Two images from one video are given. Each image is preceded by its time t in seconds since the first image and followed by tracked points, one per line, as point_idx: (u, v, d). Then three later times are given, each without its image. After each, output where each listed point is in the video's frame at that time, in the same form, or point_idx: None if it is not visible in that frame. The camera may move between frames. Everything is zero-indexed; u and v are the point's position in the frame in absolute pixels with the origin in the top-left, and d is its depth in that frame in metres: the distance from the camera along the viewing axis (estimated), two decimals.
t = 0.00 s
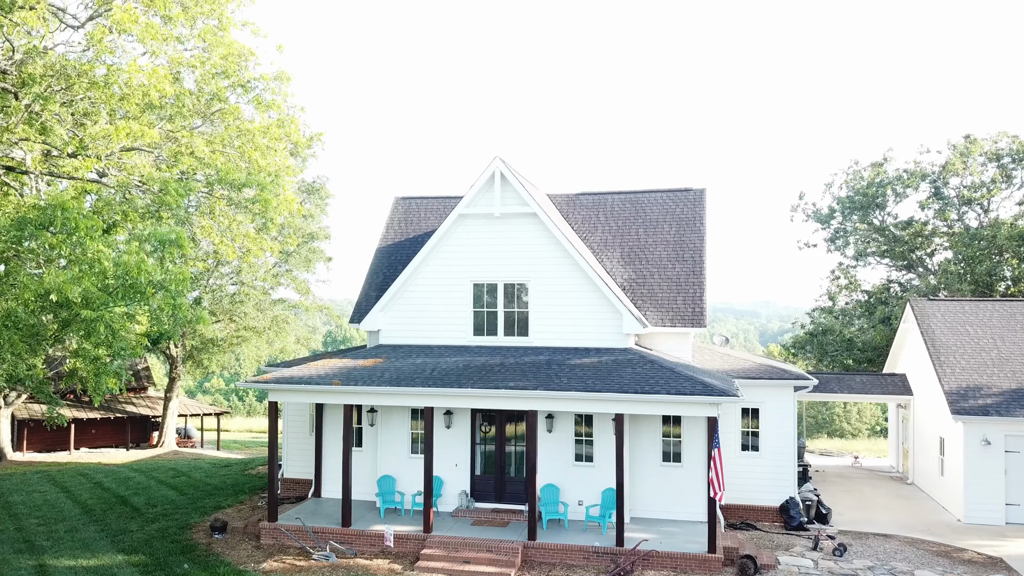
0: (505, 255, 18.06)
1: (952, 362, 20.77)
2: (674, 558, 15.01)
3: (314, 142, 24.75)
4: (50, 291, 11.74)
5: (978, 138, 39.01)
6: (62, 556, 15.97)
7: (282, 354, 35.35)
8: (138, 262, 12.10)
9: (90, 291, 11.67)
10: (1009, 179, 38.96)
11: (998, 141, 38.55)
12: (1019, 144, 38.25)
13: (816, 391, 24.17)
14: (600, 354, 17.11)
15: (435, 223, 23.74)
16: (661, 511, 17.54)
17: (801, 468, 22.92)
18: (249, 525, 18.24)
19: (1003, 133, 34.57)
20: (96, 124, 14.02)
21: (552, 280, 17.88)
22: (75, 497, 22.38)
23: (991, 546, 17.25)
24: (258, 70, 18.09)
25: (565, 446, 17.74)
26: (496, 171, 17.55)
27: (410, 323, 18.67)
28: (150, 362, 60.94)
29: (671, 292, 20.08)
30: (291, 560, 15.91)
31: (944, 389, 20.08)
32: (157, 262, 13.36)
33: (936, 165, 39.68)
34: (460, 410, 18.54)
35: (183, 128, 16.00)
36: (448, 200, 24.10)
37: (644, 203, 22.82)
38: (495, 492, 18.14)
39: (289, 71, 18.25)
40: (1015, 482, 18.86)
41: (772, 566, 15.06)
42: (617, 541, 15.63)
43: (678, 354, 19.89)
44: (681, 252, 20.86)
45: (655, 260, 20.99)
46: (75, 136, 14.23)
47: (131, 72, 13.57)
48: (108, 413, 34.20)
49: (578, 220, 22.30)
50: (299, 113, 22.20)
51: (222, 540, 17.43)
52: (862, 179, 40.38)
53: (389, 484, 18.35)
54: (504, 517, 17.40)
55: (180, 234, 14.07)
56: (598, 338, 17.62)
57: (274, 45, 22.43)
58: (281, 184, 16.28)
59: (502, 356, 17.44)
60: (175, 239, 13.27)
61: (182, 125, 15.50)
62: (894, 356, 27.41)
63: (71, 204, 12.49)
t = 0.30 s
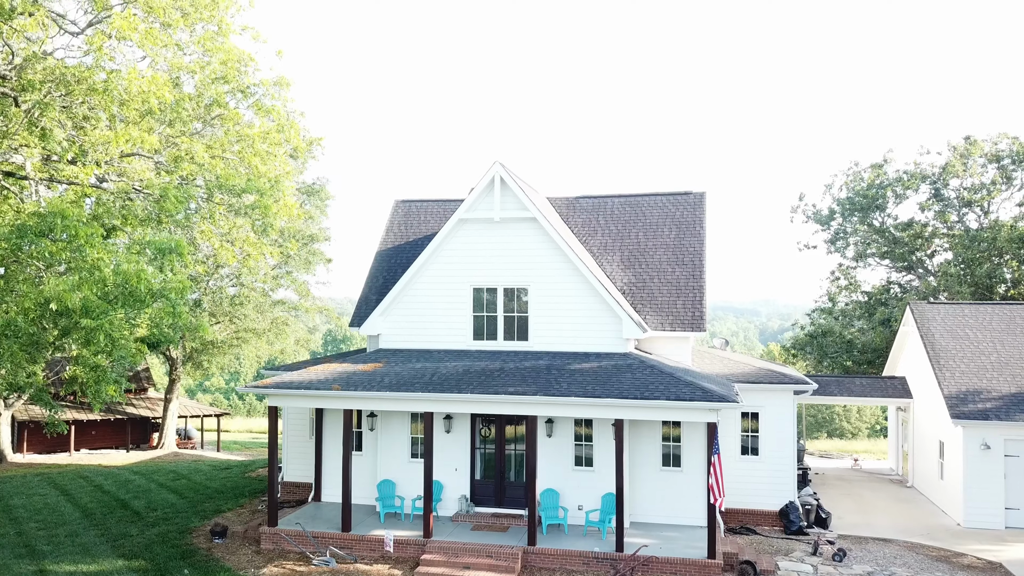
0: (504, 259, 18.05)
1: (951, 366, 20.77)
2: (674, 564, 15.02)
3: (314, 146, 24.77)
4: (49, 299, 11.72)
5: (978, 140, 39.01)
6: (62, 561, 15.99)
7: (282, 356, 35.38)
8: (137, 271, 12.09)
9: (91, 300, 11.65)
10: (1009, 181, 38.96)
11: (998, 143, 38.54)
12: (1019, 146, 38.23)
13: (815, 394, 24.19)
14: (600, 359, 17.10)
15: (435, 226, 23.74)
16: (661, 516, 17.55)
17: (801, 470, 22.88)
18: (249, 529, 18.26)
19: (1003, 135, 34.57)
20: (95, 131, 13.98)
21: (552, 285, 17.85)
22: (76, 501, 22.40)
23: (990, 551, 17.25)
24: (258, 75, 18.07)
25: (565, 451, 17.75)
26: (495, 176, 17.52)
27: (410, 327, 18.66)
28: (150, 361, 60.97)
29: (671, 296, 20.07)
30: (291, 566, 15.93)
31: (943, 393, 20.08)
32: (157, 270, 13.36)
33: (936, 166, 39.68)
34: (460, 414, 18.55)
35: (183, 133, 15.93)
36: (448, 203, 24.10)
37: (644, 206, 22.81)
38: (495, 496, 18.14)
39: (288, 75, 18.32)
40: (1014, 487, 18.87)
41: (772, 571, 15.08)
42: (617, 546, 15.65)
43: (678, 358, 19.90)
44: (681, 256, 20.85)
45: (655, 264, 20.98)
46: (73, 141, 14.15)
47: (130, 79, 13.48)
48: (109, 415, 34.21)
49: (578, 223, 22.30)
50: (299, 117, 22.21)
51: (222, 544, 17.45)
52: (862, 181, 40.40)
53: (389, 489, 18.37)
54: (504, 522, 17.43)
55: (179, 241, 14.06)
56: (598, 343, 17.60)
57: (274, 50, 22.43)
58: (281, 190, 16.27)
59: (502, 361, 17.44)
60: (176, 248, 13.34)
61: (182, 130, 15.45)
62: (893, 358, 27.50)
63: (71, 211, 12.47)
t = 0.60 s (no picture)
0: (504, 266, 18.03)
1: (951, 372, 20.78)
2: (673, 572, 15.03)
3: (314, 152, 24.76)
4: (49, 312, 11.71)
5: (978, 142, 39.02)
6: (62, 569, 16.02)
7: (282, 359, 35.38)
8: (137, 285, 12.14)
9: (90, 313, 11.68)
10: (1008, 183, 38.97)
11: (998, 145, 38.55)
12: (1019, 148, 38.24)
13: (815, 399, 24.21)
14: (600, 366, 17.11)
15: (435, 231, 23.73)
16: (659, 523, 17.57)
17: (801, 475, 22.89)
18: (249, 536, 18.28)
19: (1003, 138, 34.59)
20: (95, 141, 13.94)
21: (552, 292, 17.84)
22: (76, 506, 22.41)
23: (989, 557, 17.27)
24: (258, 82, 18.07)
25: (564, 458, 17.76)
26: (495, 184, 17.53)
27: (409, 334, 18.63)
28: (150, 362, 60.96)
29: (670, 302, 20.08)
30: (291, 574, 15.95)
31: (943, 400, 20.10)
32: (157, 281, 13.32)
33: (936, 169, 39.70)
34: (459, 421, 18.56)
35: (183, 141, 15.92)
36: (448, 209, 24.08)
37: (643, 211, 22.82)
38: (494, 503, 18.17)
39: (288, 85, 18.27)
40: (1014, 493, 18.89)
41: None
42: (617, 554, 15.67)
43: (678, 364, 19.92)
44: (680, 262, 20.86)
45: (654, 269, 20.98)
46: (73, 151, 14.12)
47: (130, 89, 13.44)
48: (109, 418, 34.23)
49: (577, 229, 22.32)
50: (298, 123, 22.20)
51: (222, 551, 17.46)
52: (862, 183, 40.43)
53: (388, 496, 18.38)
54: (504, 529, 17.46)
55: (180, 251, 14.01)
56: (597, 350, 17.59)
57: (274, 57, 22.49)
58: (282, 198, 16.26)
59: (501, 369, 17.44)
60: (176, 260, 13.32)
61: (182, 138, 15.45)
62: (892, 362, 27.53)
63: (71, 222, 12.46)
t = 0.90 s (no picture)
0: (504, 273, 18.02)
1: (950, 378, 20.80)
2: None
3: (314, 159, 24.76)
4: (49, 325, 11.72)
5: (977, 145, 39.01)
6: None
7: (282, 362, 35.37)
8: (137, 299, 12.07)
9: (90, 326, 11.73)
10: (1008, 186, 38.97)
11: (998, 148, 38.55)
12: (1019, 151, 38.24)
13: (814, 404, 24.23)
14: (599, 374, 17.10)
15: (435, 236, 23.73)
16: (659, 530, 17.60)
17: (800, 481, 22.92)
18: (249, 543, 18.30)
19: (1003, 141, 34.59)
20: (94, 151, 13.87)
21: (552, 300, 17.83)
22: (76, 511, 22.43)
23: (989, 565, 17.27)
24: (257, 90, 18.06)
25: (564, 465, 17.78)
26: (495, 192, 17.52)
27: (409, 341, 18.62)
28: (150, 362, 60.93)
29: (670, 309, 20.09)
30: None
31: (942, 406, 20.12)
32: (158, 294, 13.31)
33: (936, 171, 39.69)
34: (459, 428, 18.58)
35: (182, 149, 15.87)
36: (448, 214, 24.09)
37: (643, 217, 22.82)
38: (494, 510, 18.20)
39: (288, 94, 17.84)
40: (1013, 500, 18.92)
41: None
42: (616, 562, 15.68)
43: (677, 371, 19.93)
44: (680, 268, 20.86)
45: (654, 276, 20.99)
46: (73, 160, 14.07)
47: (129, 99, 13.36)
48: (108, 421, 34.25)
49: (577, 234, 22.33)
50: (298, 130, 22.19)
51: (222, 558, 17.49)
52: (862, 186, 40.42)
53: (388, 503, 18.40)
54: (503, 537, 17.49)
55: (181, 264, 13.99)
56: (597, 358, 17.59)
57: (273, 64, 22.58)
58: (282, 207, 16.23)
59: (501, 377, 17.43)
60: (175, 272, 13.37)
61: (181, 147, 15.41)
62: (892, 367, 27.55)
63: (71, 234, 12.42)
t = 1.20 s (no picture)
0: (504, 279, 18.00)
1: (949, 382, 20.81)
2: None
3: (313, 164, 24.79)
4: (49, 338, 11.81)
5: (978, 146, 38.99)
6: None
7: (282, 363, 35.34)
8: (137, 309, 12.01)
9: (90, 340, 11.65)
10: (1008, 187, 38.97)
11: (998, 149, 38.54)
12: (1019, 153, 38.23)
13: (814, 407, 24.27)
14: (599, 380, 17.09)
15: (434, 240, 23.73)
16: (658, 535, 17.63)
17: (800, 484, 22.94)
18: (249, 548, 18.33)
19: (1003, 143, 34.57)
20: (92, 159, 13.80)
21: (551, 305, 17.81)
22: (77, 515, 22.45)
23: (988, 570, 17.29)
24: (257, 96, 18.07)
25: (564, 470, 17.81)
26: (495, 197, 17.51)
27: (409, 346, 18.62)
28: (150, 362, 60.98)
29: (669, 313, 20.09)
30: None
31: (941, 410, 20.14)
32: (156, 301, 13.15)
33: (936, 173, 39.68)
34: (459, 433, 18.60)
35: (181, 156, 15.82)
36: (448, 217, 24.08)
37: (643, 221, 22.81)
38: (494, 515, 18.25)
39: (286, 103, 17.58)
40: (1012, 504, 18.95)
41: None
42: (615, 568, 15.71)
43: (677, 375, 19.95)
44: (679, 272, 20.86)
45: (654, 280, 21.00)
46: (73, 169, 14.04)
47: (128, 108, 13.27)
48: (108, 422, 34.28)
49: (577, 238, 22.35)
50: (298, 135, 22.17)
51: (222, 563, 17.52)
52: (862, 187, 40.41)
53: (388, 508, 18.44)
54: (503, 542, 17.53)
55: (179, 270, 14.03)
56: (597, 363, 17.60)
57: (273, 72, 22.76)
58: (281, 214, 16.21)
59: (501, 382, 17.43)
60: (174, 281, 13.45)
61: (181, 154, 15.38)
62: (891, 369, 27.57)
63: (71, 243, 12.39)
